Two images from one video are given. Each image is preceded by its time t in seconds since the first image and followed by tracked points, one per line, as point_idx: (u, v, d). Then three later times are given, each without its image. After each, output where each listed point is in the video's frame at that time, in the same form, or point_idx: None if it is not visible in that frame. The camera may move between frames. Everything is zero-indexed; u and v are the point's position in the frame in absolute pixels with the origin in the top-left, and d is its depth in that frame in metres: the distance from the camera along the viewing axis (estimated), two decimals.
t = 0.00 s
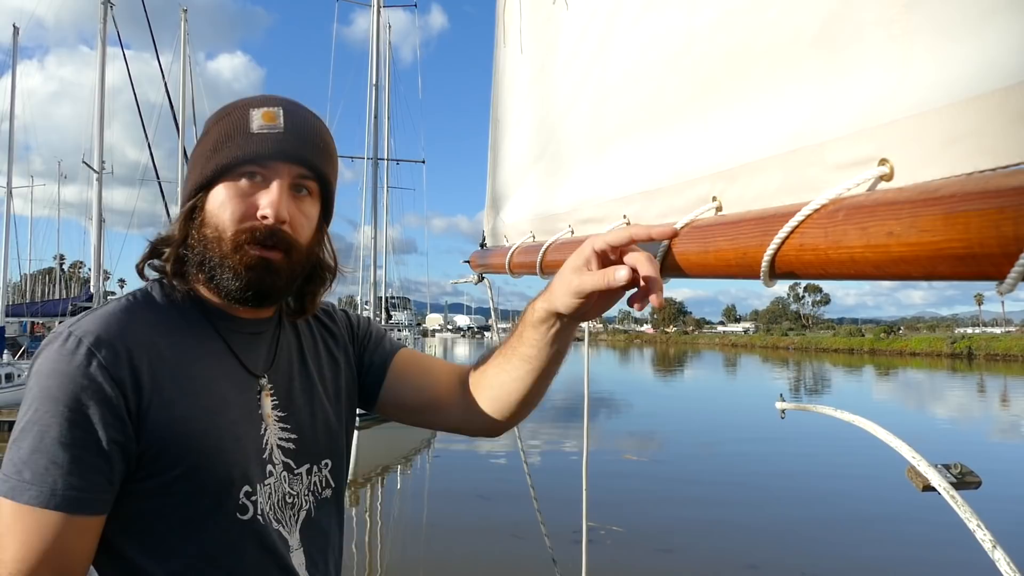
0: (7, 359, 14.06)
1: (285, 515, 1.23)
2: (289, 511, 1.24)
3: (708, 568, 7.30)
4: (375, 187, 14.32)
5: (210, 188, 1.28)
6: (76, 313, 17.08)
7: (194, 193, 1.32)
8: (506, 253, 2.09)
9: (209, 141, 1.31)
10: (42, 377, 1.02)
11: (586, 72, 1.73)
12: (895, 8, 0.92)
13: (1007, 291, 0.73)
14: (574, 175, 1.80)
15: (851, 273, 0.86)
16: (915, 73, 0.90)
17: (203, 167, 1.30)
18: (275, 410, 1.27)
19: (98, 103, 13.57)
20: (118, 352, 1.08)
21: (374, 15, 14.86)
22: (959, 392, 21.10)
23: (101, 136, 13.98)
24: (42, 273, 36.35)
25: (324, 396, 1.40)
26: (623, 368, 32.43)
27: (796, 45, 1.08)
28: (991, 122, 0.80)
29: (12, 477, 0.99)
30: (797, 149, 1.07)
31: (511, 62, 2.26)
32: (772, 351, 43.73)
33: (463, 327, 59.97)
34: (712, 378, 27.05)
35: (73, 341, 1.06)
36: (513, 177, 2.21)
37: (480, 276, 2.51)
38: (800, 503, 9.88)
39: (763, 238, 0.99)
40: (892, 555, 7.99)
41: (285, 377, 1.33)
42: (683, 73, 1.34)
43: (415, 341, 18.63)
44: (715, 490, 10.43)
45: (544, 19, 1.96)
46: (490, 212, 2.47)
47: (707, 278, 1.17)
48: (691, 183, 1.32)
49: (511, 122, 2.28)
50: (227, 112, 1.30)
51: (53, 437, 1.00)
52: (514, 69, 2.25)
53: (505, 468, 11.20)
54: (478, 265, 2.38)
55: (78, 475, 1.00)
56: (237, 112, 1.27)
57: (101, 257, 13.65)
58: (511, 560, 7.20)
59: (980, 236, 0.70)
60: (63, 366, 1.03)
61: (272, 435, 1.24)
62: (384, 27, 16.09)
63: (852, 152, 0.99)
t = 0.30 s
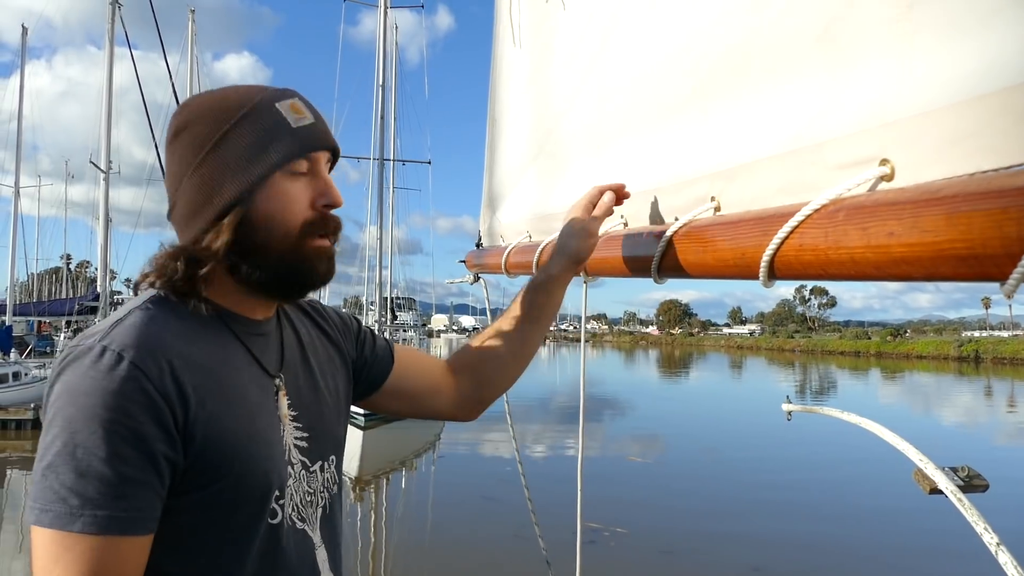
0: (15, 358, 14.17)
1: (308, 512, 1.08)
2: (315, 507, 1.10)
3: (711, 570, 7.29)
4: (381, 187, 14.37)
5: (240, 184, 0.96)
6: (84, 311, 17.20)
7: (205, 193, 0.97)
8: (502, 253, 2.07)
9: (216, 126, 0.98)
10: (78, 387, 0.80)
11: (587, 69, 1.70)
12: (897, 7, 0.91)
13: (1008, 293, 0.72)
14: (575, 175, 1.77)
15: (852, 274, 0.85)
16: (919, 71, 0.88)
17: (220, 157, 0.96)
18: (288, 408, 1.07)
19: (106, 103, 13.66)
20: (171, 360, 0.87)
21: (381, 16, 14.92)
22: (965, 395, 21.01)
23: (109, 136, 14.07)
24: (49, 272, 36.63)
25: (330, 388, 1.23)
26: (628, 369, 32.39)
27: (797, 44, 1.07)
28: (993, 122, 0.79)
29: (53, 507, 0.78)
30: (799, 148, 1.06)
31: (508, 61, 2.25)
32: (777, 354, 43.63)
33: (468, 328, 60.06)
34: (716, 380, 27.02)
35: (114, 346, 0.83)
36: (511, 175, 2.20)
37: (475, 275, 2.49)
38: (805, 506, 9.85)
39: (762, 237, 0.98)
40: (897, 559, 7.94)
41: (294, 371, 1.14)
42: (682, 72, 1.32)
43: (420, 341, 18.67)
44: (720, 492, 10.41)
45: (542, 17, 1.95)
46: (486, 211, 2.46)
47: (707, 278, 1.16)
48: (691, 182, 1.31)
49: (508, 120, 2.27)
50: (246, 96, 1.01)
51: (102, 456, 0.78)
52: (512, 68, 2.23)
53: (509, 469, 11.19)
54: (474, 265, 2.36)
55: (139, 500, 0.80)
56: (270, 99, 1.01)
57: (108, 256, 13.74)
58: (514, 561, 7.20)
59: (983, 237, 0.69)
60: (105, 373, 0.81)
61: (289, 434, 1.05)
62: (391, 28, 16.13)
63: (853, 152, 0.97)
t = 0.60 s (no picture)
0: (20, 355, 14.25)
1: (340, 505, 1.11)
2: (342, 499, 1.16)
3: (713, 570, 7.27)
4: (386, 187, 14.38)
5: (316, 226, 0.96)
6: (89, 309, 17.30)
7: (281, 233, 0.91)
8: (507, 252, 2.06)
9: (285, 162, 0.90)
10: (190, 403, 0.77)
11: (585, 69, 1.69)
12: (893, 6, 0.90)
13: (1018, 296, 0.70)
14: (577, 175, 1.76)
15: (860, 275, 0.84)
16: (919, 71, 0.87)
17: (299, 200, 0.91)
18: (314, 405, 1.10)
19: (111, 101, 13.73)
20: (268, 374, 0.87)
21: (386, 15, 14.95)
22: (971, 397, 20.88)
23: (114, 134, 14.14)
24: (54, 270, 36.76)
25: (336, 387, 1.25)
26: (632, 369, 32.31)
27: (791, 44, 1.06)
28: (999, 120, 0.77)
29: (160, 525, 0.75)
30: (800, 148, 1.05)
31: (507, 59, 2.23)
32: (782, 354, 43.49)
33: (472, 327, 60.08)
34: (720, 380, 26.98)
35: (222, 360, 0.81)
36: (512, 174, 2.18)
37: (481, 274, 2.48)
38: (808, 506, 9.82)
39: (766, 239, 0.97)
40: (901, 561, 7.89)
41: (316, 371, 1.15)
42: (681, 71, 1.31)
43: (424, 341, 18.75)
44: (723, 492, 10.38)
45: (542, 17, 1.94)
46: (490, 211, 2.43)
47: (713, 279, 1.15)
48: (693, 183, 1.29)
49: (507, 117, 2.25)
50: (302, 130, 0.95)
51: (223, 476, 0.77)
52: (510, 66, 2.21)
53: (512, 468, 11.19)
54: (479, 265, 2.34)
55: (246, 514, 0.81)
56: (316, 133, 0.98)
57: (113, 254, 13.82)
58: (516, 561, 7.19)
59: (991, 239, 0.67)
60: (223, 391, 0.79)
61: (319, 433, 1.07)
62: (396, 27, 16.14)
63: (856, 152, 0.96)
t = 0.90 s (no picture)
0: (25, 354, 14.30)
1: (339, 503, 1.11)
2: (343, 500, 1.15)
3: (716, 570, 7.25)
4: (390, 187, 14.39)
5: (320, 226, 0.96)
6: (93, 308, 17.34)
7: (290, 231, 0.92)
8: (531, 252, 2.04)
9: (293, 160, 0.91)
10: (211, 404, 0.77)
11: (601, 69, 1.67)
12: (910, 7, 0.89)
13: None
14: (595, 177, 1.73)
15: (880, 276, 0.82)
16: (939, 72, 0.86)
17: (305, 197, 0.92)
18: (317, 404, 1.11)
19: (116, 100, 13.77)
20: (278, 370, 0.87)
21: (391, 15, 14.95)
22: (975, 397, 20.78)
23: (119, 133, 14.18)
24: (58, 269, 36.84)
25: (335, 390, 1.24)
26: (635, 370, 32.26)
27: (808, 45, 1.05)
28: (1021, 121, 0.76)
29: (190, 528, 0.75)
30: (820, 151, 1.03)
31: (526, 63, 2.21)
32: (785, 354, 43.40)
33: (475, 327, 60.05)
34: (724, 380, 26.94)
35: (236, 360, 0.81)
36: (535, 177, 2.16)
37: (504, 275, 2.46)
38: (811, 506, 9.80)
39: (787, 239, 0.96)
40: (905, 561, 7.86)
41: (314, 370, 1.15)
42: (699, 71, 1.29)
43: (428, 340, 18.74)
44: (726, 492, 10.36)
45: (556, 19, 1.92)
46: (514, 212, 2.41)
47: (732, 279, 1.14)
48: (713, 183, 1.27)
49: (528, 119, 2.23)
50: (308, 136, 0.96)
51: (247, 472, 0.78)
52: (529, 71, 2.19)
53: (516, 467, 11.19)
54: (503, 265, 2.33)
55: (269, 509, 0.82)
56: (318, 137, 0.98)
57: (117, 252, 13.85)
58: (518, 560, 7.19)
59: (1012, 240, 0.66)
60: (242, 389, 0.79)
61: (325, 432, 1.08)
62: (401, 26, 16.15)
63: (877, 154, 0.94)
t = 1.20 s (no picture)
0: (29, 354, 14.34)
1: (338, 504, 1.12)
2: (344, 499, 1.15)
3: (719, 569, 7.24)
4: (393, 187, 14.41)
5: (319, 229, 0.96)
6: (97, 308, 17.41)
7: (292, 234, 0.92)
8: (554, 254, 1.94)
9: (295, 163, 0.91)
10: (212, 396, 0.77)
11: (617, 70, 1.64)
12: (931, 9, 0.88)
13: None
14: (615, 177, 1.68)
15: (903, 275, 0.82)
16: (959, 74, 0.85)
17: (307, 200, 0.92)
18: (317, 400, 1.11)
19: (120, 102, 13.83)
20: (277, 365, 0.88)
21: (394, 15, 14.98)
22: (979, 396, 20.72)
23: (123, 134, 14.24)
24: (62, 269, 36.99)
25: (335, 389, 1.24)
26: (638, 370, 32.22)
27: (828, 46, 1.04)
28: None
29: (196, 520, 0.74)
30: (843, 151, 1.02)
31: (544, 66, 2.16)
32: (789, 353, 43.35)
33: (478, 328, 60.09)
34: (727, 380, 26.93)
35: (236, 352, 0.81)
36: (556, 179, 2.07)
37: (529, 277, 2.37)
38: (815, 506, 9.78)
39: (810, 240, 0.96)
40: (909, 561, 7.84)
41: (314, 373, 1.14)
42: (719, 71, 1.26)
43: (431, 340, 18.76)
44: (730, 492, 10.35)
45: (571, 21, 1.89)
46: (537, 213, 2.31)
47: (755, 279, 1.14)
48: (734, 183, 1.25)
49: (546, 121, 2.16)
50: (311, 139, 0.96)
51: (249, 463, 0.78)
52: (547, 73, 2.13)
53: (519, 467, 11.20)
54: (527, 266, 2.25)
55: (273, 502, 0.81)
56: (321, 142, 0.99)
57: (122, 253, 13.91)
58: (522, 560, 7.18)
59: None
60: (242, 382, 0.79)
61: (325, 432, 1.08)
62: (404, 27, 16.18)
63: (900, 154, 0.93)
